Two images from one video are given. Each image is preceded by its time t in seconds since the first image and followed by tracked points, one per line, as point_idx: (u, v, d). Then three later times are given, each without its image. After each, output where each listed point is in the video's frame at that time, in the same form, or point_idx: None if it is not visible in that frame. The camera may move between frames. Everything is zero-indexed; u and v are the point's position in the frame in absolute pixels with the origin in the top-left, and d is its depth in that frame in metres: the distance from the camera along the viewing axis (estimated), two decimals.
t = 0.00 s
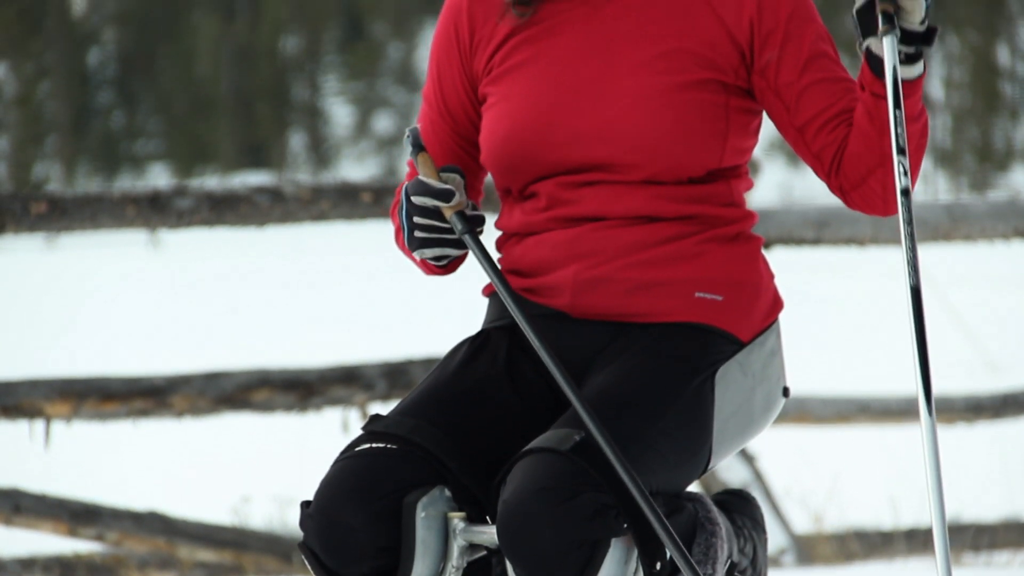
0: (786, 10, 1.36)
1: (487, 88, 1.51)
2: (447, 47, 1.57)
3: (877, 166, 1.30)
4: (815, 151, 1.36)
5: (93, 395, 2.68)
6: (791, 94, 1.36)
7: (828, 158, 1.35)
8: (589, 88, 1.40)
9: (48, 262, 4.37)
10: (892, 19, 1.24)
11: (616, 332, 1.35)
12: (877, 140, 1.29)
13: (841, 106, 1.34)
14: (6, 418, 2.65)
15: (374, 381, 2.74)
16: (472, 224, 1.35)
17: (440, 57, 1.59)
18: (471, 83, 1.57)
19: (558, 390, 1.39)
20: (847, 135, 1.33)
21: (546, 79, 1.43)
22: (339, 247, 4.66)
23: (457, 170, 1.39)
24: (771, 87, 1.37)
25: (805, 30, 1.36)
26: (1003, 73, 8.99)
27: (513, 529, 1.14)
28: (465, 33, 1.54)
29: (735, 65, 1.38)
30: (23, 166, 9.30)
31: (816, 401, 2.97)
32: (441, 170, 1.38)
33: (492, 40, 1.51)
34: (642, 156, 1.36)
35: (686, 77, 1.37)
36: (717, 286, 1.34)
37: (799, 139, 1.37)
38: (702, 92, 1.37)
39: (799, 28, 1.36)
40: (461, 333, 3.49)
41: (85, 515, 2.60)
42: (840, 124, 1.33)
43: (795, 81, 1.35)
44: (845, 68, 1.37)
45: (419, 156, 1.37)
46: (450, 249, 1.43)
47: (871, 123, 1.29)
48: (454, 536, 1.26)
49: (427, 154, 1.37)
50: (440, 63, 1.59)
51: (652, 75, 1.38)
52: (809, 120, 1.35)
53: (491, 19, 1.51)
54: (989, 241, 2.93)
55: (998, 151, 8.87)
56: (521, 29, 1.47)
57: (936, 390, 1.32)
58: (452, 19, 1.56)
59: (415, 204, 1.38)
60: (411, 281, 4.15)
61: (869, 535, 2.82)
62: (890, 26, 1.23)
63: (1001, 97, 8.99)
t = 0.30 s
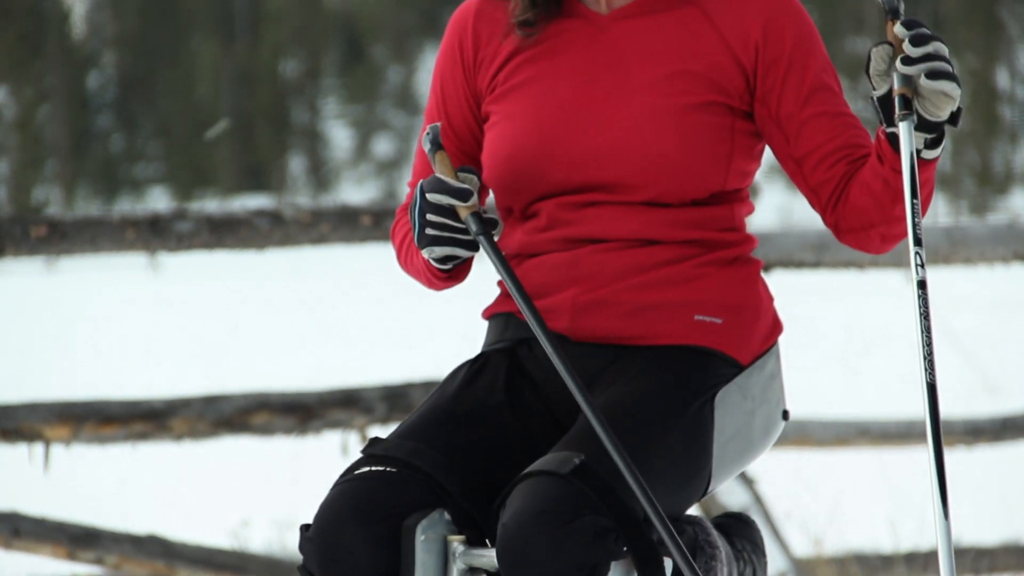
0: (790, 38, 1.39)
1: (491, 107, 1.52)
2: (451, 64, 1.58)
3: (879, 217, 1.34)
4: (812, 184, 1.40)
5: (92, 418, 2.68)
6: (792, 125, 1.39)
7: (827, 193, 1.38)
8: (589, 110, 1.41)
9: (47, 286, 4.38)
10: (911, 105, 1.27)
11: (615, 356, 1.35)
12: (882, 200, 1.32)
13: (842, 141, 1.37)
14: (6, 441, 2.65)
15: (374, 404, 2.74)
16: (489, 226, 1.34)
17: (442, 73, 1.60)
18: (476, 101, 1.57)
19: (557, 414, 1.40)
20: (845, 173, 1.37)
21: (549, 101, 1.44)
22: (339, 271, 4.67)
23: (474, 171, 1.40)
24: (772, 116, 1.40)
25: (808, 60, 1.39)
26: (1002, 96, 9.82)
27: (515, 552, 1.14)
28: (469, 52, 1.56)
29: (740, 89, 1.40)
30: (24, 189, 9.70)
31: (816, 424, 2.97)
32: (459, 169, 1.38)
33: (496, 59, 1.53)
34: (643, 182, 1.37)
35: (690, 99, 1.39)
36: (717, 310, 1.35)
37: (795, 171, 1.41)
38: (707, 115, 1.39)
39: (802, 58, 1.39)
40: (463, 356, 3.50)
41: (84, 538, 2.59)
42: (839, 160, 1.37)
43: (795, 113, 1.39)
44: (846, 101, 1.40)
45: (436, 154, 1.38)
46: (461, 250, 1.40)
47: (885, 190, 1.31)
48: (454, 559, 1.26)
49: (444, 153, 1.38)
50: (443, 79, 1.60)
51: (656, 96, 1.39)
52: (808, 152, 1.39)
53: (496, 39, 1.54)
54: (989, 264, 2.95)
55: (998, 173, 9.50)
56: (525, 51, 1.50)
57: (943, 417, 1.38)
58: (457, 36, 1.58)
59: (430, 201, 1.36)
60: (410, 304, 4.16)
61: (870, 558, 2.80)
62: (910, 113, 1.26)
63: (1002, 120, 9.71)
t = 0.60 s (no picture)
0: (800, 60, 1.43)
1: (500, 126, 1.53)
2: (463, 82, 1.61)
3: (884, 237, 1.40)
4: (817, 204, 1.46)
5: (92, 441, 2.68)
6: (798, 146, 1.44)
7: (831, 213, 1.45)
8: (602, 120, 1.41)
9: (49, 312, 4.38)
10: (929, 122, 1.30)
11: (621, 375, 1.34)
12: (888, 219, 1.38)
13: (848, 163, 1.43)
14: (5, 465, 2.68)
15: (374, 428, 2.74)
16: (507, 241, 1.35)
17: (452, 90, 1.62)
18: (486, 120, 1.58)
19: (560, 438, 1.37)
20: (851, 193, 1.42)
21: (558, 115, 1.44)
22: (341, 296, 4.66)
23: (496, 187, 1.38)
24: (780, 137, 1.45)
25: (818, 80, 1.44)
26: (1003, 118, 10.58)
27: None
28: (479, 69, 1.59)
29: (751, 109, 1.43)
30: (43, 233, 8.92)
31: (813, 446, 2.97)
32: (479, 182, 1.38)
33: (507, 77, 1.55)
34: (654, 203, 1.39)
35: (704, 118, 1.41)
36: (719, 334, 1.38)
37: (801, 188, 1.47)
38: (720, 133, 1.41)
39: (812, 76, 1.44)
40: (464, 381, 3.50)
41: (83, 562, 2.59)
42: (845, 180, 1.43)
43: (803, 132, 1.44)
44: (854, 121, 1.45)
45: (458, 166, 1.40)
46: (475, 264, 1.41)
47: (891, 207, 1.37)
48: None
49: (465, 166, 1.40)
50: (452, 96, 1.62)
51: (670, 114, 1.40)
52: (814, 171, 1.45)
53: (507, 57, 1.56)
54: (990, 287, 2.96)
55: (997, 199, 10.36)
56: (535, 68, 1.51)
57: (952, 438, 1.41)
58: (468, 54, 1.61)
59: (449, 213, 1.37)
60: (412, 328, 4.16)
61: None
62: (928, 129, 1.30)
63: (1001, 143, 10.47)
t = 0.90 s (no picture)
0: (801, 86, 1.50)
1: (503, 148, 1.55)
2: (460, 98, 1.64)
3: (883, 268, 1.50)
4: (819, 231, 1.53)
5: (92, 464, 2.62)
6: (802, 174, 1.50)
7: (833, 238, 1.52)
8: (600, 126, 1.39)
9: None
10: (927, 148, 1.43)
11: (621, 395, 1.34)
12: (890, 245, 1.49)
13: (851, 189, 1.49)
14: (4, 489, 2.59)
15: (373, 450, 2.59)
16: (504, 262, 1.42)
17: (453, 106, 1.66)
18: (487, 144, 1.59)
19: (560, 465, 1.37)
20: (853, 221, 1.50)
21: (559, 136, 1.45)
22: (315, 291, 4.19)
23: (494, 203, 1.43)
24: (782, 162, 1.51)
25: (819, 106, 1.51)
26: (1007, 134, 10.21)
27: None
28: (478, 84, 1.62)
29: (753, 133, 1.50)
30: None
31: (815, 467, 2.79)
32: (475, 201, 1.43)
33: (509, 100, 1.57)
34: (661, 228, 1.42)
35: (704, 143, 1.48)
36: (719, 357, 1.42)
37: (803, 216, 1.53)
38: (722, 156, 1.48)
39: (813, 104, 1.50)
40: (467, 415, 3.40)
41: None
42: (847, 207, 1.50)
43: (805, 158, 1.50)
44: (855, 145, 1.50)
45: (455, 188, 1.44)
46: (472, 286, 1.47)
47: (893, 235, 1.49)
48: None
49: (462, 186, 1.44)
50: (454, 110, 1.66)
51: (671, 143, 1.47)
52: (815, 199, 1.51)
53: (507, 77, 1.59)
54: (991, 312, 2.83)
55: None
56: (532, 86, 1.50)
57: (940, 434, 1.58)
58: (469, 75, 1.64)
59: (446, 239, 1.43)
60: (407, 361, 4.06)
61: None
62: (926, 155, 1.43)
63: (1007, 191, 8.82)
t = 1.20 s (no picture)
0: (802, 119, 1.92)
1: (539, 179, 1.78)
2: (470, 132, 2.12)
3: (888, 296, 1.93)
4: (819, 257, 1.93)
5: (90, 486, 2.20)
6: (802, 207, 1.91)
7: (830, 270, 1.94)
8: (596, 127, 1.62)
9: None
10: (938, 182, 1.82)
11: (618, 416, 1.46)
12: (893, 275, 1.91)
13: (847, 225, 1.91)
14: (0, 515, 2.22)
15: (377, 473, 2.19)
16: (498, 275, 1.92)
17: (453, 132, 2.13)
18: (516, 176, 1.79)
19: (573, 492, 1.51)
20: (851, 250, 1.92)
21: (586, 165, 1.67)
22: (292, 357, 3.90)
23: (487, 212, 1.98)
24: (782, 192, 1.92)
25: (818, 141, 1.93)
26: None
27: None
28: (481, 113, 2.12)
29: (755, 164, 1.91)
30: None
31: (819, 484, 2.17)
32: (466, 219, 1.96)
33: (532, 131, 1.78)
34: (659, 242, 1.63)
35: (722, 172, 1.90)
36: (718, 383, 1.62)
37: (802, 242, 1.92)
38: (736, 186, 1.90)
39: (817, 138, 1.93)
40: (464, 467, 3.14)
41: None
42: (846, 239, 1.91)
43: (804, 188, 1.91)
44: (852, 180, 1.93)
45: (451, 207, 1.96)
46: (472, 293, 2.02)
47: (895, 266, 1.91)
48: None
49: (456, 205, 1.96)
50: (454, 138, 2.12)
51: (671, 175, 1.67)
52: (813, 227, 1.92)
53: (506, 105, 2.11)
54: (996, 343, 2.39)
55: None
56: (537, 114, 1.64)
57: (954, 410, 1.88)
58: (471, 98, 2.12)
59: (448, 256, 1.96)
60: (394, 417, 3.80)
61: None
62: (939, 188, 1.82)
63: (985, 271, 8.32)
